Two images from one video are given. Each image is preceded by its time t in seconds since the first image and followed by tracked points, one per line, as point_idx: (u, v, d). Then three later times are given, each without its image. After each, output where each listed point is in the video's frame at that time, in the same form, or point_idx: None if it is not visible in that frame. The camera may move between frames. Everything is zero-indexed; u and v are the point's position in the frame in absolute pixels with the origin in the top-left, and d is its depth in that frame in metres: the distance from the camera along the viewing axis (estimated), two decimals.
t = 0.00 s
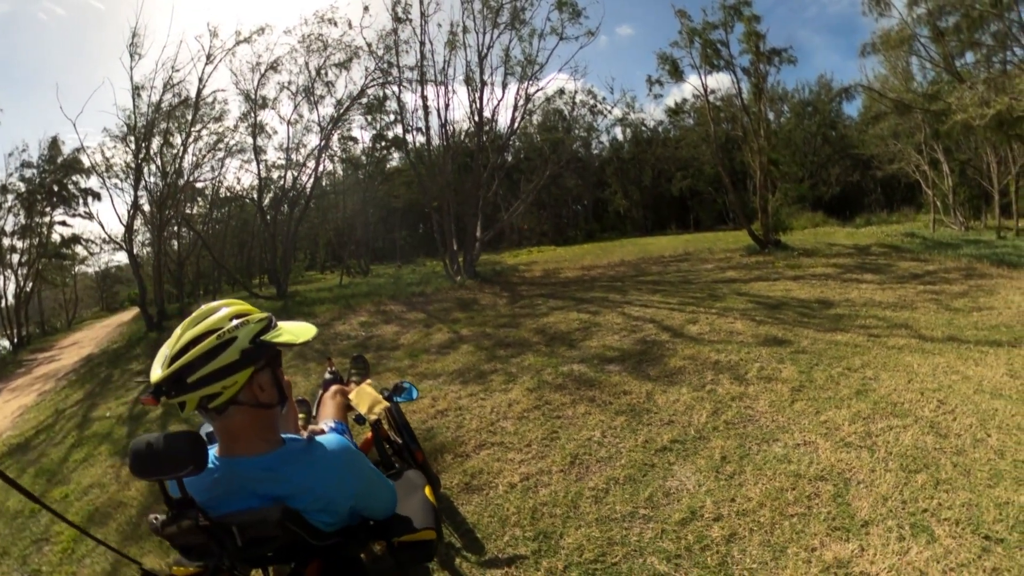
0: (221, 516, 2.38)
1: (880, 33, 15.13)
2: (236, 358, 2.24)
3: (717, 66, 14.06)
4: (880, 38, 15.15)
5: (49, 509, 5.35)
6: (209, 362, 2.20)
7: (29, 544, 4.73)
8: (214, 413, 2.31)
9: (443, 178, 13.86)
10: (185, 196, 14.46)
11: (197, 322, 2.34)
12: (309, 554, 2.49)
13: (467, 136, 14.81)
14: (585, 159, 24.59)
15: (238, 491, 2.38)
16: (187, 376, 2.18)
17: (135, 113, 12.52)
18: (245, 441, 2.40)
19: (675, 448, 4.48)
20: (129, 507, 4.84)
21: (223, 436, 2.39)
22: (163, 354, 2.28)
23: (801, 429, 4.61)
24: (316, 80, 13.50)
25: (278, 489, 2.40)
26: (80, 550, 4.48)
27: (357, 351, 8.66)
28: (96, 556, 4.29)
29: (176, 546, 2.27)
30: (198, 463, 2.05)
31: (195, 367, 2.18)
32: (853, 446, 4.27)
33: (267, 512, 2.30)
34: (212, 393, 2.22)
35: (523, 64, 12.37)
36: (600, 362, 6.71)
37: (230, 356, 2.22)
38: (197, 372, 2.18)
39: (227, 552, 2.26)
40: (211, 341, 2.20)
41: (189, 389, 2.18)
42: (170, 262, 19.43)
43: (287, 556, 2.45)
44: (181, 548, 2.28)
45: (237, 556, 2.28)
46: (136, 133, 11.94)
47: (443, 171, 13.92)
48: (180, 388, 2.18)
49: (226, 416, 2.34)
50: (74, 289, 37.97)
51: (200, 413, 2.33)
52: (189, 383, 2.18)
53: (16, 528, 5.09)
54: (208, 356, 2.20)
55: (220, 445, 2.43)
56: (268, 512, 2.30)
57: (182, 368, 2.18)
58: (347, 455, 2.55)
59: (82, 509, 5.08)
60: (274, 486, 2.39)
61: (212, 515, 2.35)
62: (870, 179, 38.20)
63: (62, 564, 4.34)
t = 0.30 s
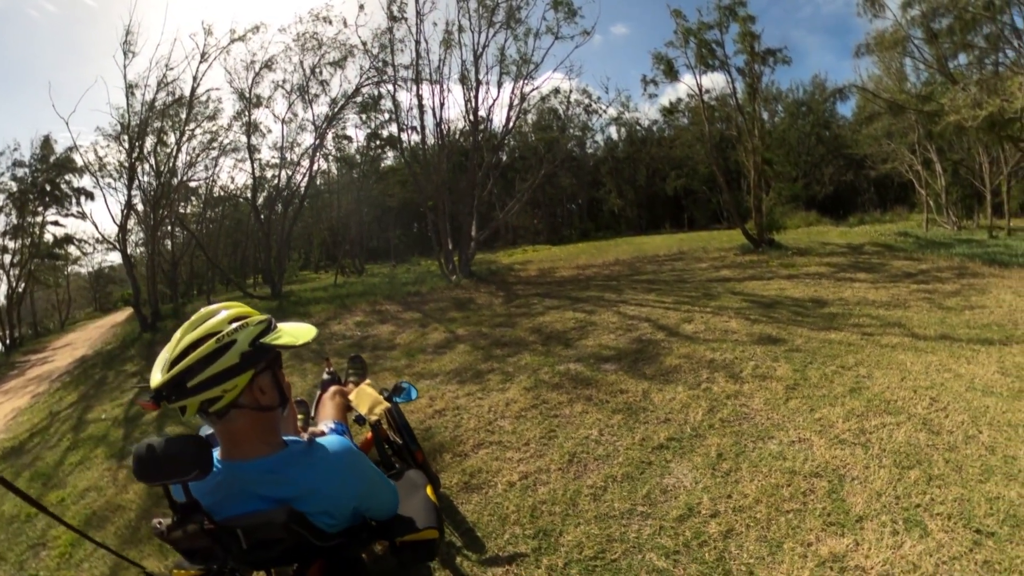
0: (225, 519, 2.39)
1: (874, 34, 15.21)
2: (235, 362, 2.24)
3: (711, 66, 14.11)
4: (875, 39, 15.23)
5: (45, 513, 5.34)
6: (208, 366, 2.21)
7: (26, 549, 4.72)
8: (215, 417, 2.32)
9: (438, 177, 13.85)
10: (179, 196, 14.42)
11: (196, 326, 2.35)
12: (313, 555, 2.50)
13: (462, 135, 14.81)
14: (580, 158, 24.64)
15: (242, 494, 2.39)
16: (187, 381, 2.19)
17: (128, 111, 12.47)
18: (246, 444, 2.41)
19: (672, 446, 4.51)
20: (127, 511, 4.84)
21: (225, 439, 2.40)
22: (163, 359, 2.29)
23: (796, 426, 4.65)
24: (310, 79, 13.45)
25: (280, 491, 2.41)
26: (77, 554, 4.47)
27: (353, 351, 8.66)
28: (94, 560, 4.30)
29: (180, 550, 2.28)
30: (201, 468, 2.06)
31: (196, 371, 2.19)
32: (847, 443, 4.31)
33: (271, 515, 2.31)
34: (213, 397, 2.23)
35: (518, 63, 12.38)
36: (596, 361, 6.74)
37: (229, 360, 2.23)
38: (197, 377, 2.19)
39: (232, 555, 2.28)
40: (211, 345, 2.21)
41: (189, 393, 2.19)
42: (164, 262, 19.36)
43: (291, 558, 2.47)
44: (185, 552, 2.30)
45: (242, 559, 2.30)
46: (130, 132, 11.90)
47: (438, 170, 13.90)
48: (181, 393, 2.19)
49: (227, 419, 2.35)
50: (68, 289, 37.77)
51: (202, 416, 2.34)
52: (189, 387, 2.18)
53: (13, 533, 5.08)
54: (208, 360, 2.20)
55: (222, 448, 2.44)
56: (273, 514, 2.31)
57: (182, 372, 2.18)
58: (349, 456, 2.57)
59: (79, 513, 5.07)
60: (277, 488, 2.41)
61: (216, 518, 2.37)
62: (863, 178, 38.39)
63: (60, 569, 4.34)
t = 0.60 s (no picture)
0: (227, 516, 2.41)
1: (866, 36, 15.35)
2: (233, 358, 2.27)
3: (704, 66, 14.18)
4: (866, 40, 15.36)
5: (38, 517, 5.32)
6: (208, 361, 2.23)
7: (20, 553, 4.71)
8: (215, 413, 2.35)
9: (431, 176, 13.85)
10: (170, 195, 14.35)
11: (196, 322, 2.37)
12: (313, 550, 2.52)
13: (455, 134, 14.81)
14: (573, 157, 24.71)
15: (243, 490, 2.41)
16: (187, 375, 2.22)
17: (120, 109, 12.40)
18: (246, 440, 2.43)
19: (665, 441, 4.56)
20: (122, 514, 4.84)
21: (225, 435, 2.42)
22: (163, 354, 2.31)
23: (788, 422, 4.71)
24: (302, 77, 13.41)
25: (281, 487, 2.43)
26: (72, 557, 4.47)
27: (347, 350, 8.67)
28: (90, 563, 4.30)
29: (182, 548, 2.30)
30: (205, 464, 2.08)
31: (195, 367, 2.22)
32: (838, 438, 4.37)
33: (273, 511, 2.34)
34: (212, 393, 2.25)
35: (511, 61, 12.40)
36: (589, 358, 6.79)
37: (228, 355, 2.25)
38: (198, 371, 2.22)
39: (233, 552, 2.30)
40: (210, 340, 2.24)
41: (189, 388, 2.21)
42: (155, 262, 19.26)
43: (292, 554, 2.49)
44: (186, 549, 2.31)
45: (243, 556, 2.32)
46: (121, 130, 11.83)
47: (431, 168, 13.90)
48: (182, 387, 2.21)
49: (227, 415, 2.37)
50: (58, 290, 37.52)
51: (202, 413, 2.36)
52: (189, 381, 2.21)
53: (6, 537, 5.06)
54: (208, 355, 2.23)
55: (223, 444, 2.46)
56: (275, 510, 2.33)
57: (182, 367, 2.21)
58: (349, 452, 2.59)
59: (73, 516, 5.06)
60: (277, 484, 2.43)
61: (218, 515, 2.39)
62: (855, 178, 38.65)
63: (55, 572, 4.33)
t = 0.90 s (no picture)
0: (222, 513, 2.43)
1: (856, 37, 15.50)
2: (223, 354, 2.28)
3: (695, 66, 14.27)
4: (855, 42, 15.51)
5: (28, 521, 5.29)
6: (198, 357, 2.25)
7: (9, 558, 4.70)
8: (207, 410, 2.36)
9: (422, 175, 13.84)
10: (159, 193, 14.26)
11: (187, 318, 2.39)
12: (308, 546, 2.57)
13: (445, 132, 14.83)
14: (563, 156, 24.78)
15: (237, 488, 2.43)
16: (178, 371, 2.23)
17: (108, 106, 12.31)
18: (238, 436, 2.44)
19: (657, 437, 4.61)
20: (113, 516, 4.82)
21: (217, 433, 2.43)
22: (154, 351, 2.33)
23: (778, 416, 4.77)
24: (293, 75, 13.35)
25: (275, 484, 2.46)
26: (63, 561, 4.46)
27: (338, 350, 8.66)
28: (82, 566, 4.30)
29: (176, 547, 2.32)
30: (200, 461, 2.10)
31: (185, 363, 2.24)
32: (828, 432, 4.44)
33: (268, 509, 2.35)
34: (203, 389, 2.26)
35: (503, 60, 12.42)
36: (581, 355, 6.83)
37: (218, 352, 2.26)
38: (188, 367, 2.23)
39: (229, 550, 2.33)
40: (200, 337, 2.25)
41: (180, 384, 2.23)
42: (143, 262, 19.12)
43: (287, 551, 2.51)
44: (181, 548, 2.32)
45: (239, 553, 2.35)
46: (109, 128, 11.75)
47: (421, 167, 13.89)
48: (172, 384, 2.23)
49: (219, 412, 2.38)
50: (45, 291, 37.15)
51: (194, 410, 2.37)
52: (180, 378, 2.23)
53: None
54: (198, 351, 2.25)
55: (215, 442, 2.47)
56: (269, 508, 2.35)
57: (173, 363, 2.23)
58: (342, 448, 2.61)
59: (63, 520, 5.05)
60: (271, 481, 2.45)
61: (213, 512, 2.41)
62: (843, 177, 38.97)
63: None
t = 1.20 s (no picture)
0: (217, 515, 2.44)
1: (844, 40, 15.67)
2: (215, 353, 2.29)
3: (684, 66, 14.37)
4: (843, 45, 15.69)
5: (15, 528, 5.25)
6: (190, 356, 2.26)
7: None
8: (199, 410, 2.37)
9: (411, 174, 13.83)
10: (145, 192, 14.14)
11: (178, 318, 2.40)
12: (303, 547, 2.59)
13: (434, 130, 14.82)
14: (552, 156, 24.82)
15: (231, 489, 2.44)
16: (169, 371, 2.25)
17: (93, 103, 12.19)
18: (231, 438, 2.45)
19: (647, 433, 4.66)
20: (102, 522, 4.81)
21: (209, 434, 2.44)
22: (146, 351, 2.34)
23: (766, 413, 4.84)
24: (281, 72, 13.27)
25: (269, 486, 2.47)
26: (52, 568, 4.44)
27: (327, 350, 8.65)
28: (73, 572, 4.30)
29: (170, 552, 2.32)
30: (195, 463, 2.11)
31: (177, 362, 2.25)
32: (815, 427, 4.51)
33: (263, 509, 2.37)
34: (194, 389, 2.27)
35: (492, 59, 12.44)
36: (570, 354, 6.88)
37: (209, 351, 2.28)
38: (179, 367, 2.25)
39: (224, 553, 2.33)
40: (191, 335, 2.27)
41: (171, 384, 2.24)
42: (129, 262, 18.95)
43: (281, 553, 2.53)
44: (175, 553, 2.32)
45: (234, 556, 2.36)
46: (95, 126, 11.63)
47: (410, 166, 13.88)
48: (164, 383, 2.24)
49: (211, 412, 2.39)
50: (28, 292, 36.66)
51: (186, 411, 2.38)
52: (172, 377, 2.24)
53: None
54: (190, 351, 2.26)
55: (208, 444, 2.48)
56: (264, 508, 2.37)
57: (164, 363, 2.24)
58: (335, 449, 2.63)
59: (51, 527, 5.02)
60: (264, 483, 2.46)
61: (207, 513, 2.42)
62: (830, 178, 39.34)
63: None
